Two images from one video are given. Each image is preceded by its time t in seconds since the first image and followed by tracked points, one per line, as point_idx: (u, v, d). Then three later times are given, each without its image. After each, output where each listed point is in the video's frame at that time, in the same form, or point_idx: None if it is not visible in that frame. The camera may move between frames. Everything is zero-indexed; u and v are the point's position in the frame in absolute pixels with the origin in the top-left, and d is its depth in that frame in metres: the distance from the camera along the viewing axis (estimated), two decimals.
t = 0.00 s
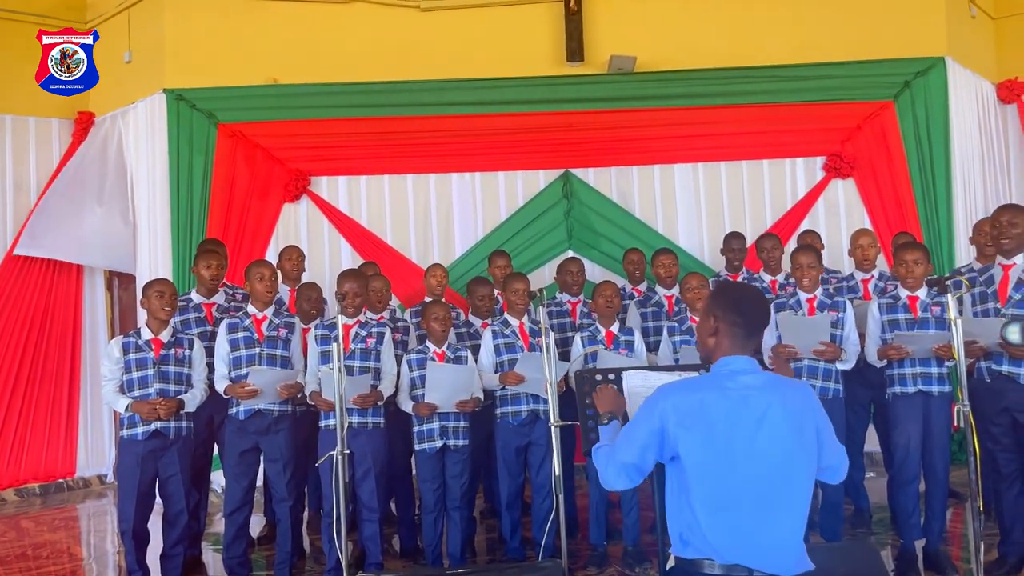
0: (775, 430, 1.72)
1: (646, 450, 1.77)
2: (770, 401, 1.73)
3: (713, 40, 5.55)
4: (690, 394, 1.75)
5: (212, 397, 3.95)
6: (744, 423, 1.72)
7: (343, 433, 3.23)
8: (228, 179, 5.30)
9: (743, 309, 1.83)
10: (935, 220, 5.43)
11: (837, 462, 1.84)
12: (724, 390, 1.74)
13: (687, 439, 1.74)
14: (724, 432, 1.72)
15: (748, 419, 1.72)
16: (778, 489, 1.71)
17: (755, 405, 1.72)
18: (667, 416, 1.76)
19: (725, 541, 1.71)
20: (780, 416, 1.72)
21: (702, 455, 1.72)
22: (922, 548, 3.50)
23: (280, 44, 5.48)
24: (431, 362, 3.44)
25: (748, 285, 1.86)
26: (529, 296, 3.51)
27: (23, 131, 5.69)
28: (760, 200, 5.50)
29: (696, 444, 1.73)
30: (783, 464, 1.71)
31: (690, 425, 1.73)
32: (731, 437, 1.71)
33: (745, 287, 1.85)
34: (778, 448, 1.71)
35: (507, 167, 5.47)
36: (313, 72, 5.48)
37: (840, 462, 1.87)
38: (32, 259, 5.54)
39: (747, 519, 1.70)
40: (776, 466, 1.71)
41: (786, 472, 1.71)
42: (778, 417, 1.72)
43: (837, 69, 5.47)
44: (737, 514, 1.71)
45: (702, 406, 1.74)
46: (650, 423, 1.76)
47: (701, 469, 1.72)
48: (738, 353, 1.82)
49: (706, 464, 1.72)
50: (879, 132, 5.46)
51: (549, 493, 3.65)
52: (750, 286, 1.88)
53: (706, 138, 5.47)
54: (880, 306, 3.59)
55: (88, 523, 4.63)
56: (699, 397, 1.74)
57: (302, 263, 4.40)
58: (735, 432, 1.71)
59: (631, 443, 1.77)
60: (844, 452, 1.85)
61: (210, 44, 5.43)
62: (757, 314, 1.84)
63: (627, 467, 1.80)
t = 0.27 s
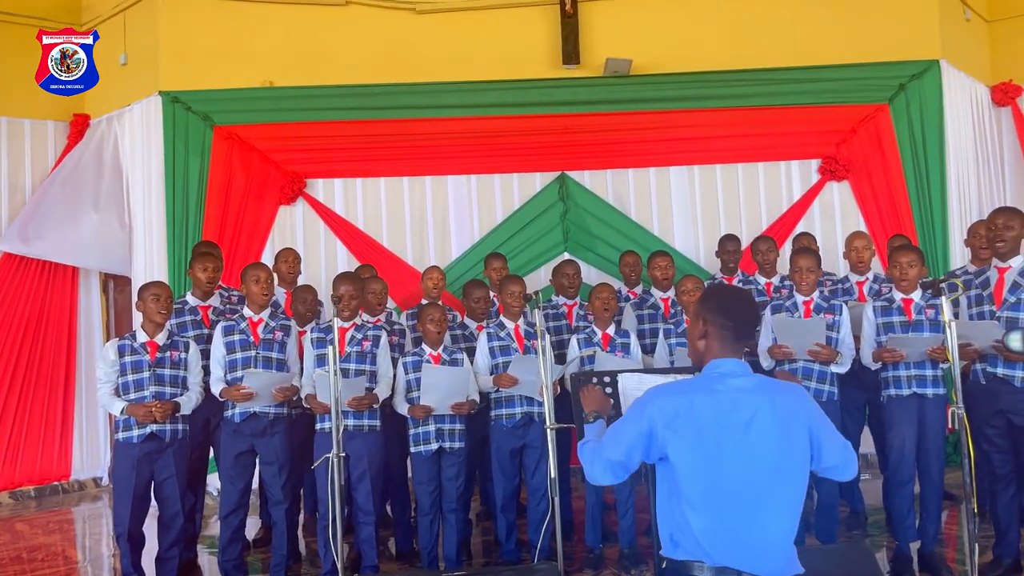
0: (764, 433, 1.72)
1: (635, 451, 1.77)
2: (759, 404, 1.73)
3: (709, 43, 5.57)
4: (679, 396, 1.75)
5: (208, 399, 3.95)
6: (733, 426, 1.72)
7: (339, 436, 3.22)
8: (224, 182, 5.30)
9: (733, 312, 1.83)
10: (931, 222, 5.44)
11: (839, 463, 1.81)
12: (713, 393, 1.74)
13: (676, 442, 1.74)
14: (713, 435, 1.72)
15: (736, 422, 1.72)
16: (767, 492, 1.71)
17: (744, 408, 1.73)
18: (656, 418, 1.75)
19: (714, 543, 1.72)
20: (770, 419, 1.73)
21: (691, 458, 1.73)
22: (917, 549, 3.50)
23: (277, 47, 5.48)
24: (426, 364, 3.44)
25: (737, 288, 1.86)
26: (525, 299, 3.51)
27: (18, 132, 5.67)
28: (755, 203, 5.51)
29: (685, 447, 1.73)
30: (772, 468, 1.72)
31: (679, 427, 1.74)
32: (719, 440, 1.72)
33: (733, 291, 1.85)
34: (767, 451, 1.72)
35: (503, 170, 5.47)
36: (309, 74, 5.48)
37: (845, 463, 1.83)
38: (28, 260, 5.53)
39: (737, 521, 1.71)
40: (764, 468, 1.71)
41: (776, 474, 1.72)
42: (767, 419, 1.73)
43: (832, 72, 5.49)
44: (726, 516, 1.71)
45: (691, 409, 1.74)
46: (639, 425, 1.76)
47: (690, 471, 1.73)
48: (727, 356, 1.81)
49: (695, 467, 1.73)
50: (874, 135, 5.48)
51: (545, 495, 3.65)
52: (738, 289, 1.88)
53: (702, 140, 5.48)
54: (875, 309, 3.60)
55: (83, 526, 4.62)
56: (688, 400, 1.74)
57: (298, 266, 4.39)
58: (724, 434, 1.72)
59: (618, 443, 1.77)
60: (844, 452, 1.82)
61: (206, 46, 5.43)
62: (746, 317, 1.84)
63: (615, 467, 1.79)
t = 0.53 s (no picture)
0: (749, 435, 1.73)
1: (621, 453, 1.78)
2: (744, 407, 1.74)
3: (704, 46, 5.58)
4: (664, 399, 1.76)
5: (202, 402, 3.94)
6: (718, 429, 1.73)
7: (333, 439, 3.22)
8: (219, 184, 5.30)
9: (715, 315, 1.84)
10: (925, 225, 5.45)
11: (823, 468, 1.83)
12: (698, 397, 1.75)
13: (661, 443, 1.74)
14: (699, 437, 1.72)
15: (721, 425, 1.73)
16: (751, 494, 1.71)
17: (729, 411, 1.73)
18: (641, 420, 1.76)
19: (699, 545, 1.71)
20: (754, 423, 1.73)
21: (676, 460, 1.72)
22: (911, 552, 3.50)
23: (273, 49, 5.48)
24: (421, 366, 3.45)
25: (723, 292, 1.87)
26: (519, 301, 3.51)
27: (13, 134, 5.65)
28: (750, 206, 5.53)
29: (670, 450, 1.73)
30: (756, 470, 1.72)
31: (664, 429, 1.74)
32: (704, 442, 1.72)
33: (719, 295, 1.87)
34: (751, 454, 1.72)
35: (498, 172, 5.48)
36: (305, 77, 5.48)
37: (825, 470, 1.84)
38: (22, 262, 5.52)
39: (722, 524, 1.70)
40: (748, 471, 1.71)
41: (760, 478, 1.72)
42: (752, 423, 1.73)
43: (826, 75, 5.50)
44: (711, 518, 1.70)
45: (676, 413, 1.74)
46: (624, 426, 1.76)
47: (675, 473, 1.73)
48: (710, 359, 1.82)
49: (680, 469, 1.72)
50: (868, 138, 5.50)
51: (540, 498, 3.65)
52: (724, 292, 1.89)
53: (697, 143, 5.48)
54: (869, 311, 3.61)
55: (77, 529, 4.61)
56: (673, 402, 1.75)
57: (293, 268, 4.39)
58: (708, 436, 1.72)
59: (605, 443, 1.78)
60: (826, 459, 1.83)
61: (201, 48, 5.42)
62: (731, 319, 1.85)
63: (599, 466, 1.79)
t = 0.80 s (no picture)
0: (730, 440, 1.73)
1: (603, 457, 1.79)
2: (725, 412, 1.74)
3: (698, 50, 5.60)
4: (645, 404, 1.77)
5: (195, 405, 3.93)
6: (699, 434, 1.73)
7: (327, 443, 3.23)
8: (213, 187, 5.29)
9: (703, 321, 1.85)
10: (917, 229, 5.48)
11: (812, 469, 1.82)
12: (679, 402, 1.75)
13: (642, 447, 1.75)
14: (679, 442, 1.73)
15: (702, 430, 1.73)
16: (733, 499, 1.72)
17: (710, 416, 1.73)
18: (622, 424, 1.78)
19: (681, 548, 1.72)
20: (735, 427, 1.74)
21: (656, 464, 1.73)
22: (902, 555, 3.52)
23: (267, 52, 5.48)
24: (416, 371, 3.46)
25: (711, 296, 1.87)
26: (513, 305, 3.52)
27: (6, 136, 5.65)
28: (744, 209, 5.54)
29: (651, 454, 1.74)
30: (738, 474, 1.72)
31: (645, 434, 1.75)
32: (684, 447, 1.72)
33: (707, 299, 1.87)
34: (732, 458, 1.72)
35: (493, 176, 5.48)
36: (299, 80, 5.48)
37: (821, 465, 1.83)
38: (15, 264, 5.51)
39: (703, 527, 1.71)
40: (730, 476, 1.72)
41: (742, 482, 1.72)
42: (733, 427, 1.73)
43: (819, 80, 5.52)
44: (692, 521, 1.71)
45: (656, 417, 1.75)
46: (606, 431, 1.78)
47: (656, 478, 1.74)
48: (696, 364, 1.84)
49: (661, 473, 1.73)
50: (861, 142, 5.52)
51: (533, 501, 3.65)
52: (712, 296, 1.89)
53: (691, 147, 5.50)
54: (862, 315, 3.62)
55: (70, 532, 4.59)
56: (653, 407, 1.76)
57: (287, 271, 4.38)
58: (689, 442, 1.72)
59: (587, 445, 1.80)
60: (819, 454, 1.83)
61: (196, 51, 5.42)
62: (718, 325, 1.86)
63: (582, 467, 1.82)
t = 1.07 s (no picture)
0: (711, 444, 1.74)
1: (586, 463, 1.80)
2: (706, 416, 1.75)
3: (691, 56, 5.62)
4: (628, 409, 1.78)
5: (187, 409, 3.92)
6: (680, 438, 1.74)
7: (319, 448, 3.24)
8: (206, 190, 5.28)
9: (686, 328, 1.86)
10: (908, 235, 5.51)
11: (796, 476, 1.82)
12: (661, 407, 1.76)
13: (624, 452, 1.76)
14: (661, 446, 1.74)
15: (683, 434, 1.74)
16: (714, 503, 1.73)
17: (692, 420, 1.75)
18: (606, 429, 1.78)
19: (662, 552, 1.73)
20: (716, 433, 1.75)
21: (638, 469, 1.74)
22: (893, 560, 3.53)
23: (260, 56, 5.48)
24: (409, 376, 3.45)
25: (694, 305, 1.90)
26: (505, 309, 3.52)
27: None
28: (736, 215, 5.56)
29: (633, 458, 1.75)
30: (719, 479, 1.73)
31: (627, 438, 1.76)
32: (666, 452, 1.74)
33: (690, 308, 1.89)
34: (713, 462, 1.74)
35: (485, 180, 5.49)
36: (292, 84, 5.48)
37: (803, 474, 1.83)
38: (5, 268, 5.49)
39: (685, 531, 1.72)
40: (711, 480, 1.73)
41: (723, 486, 1.74)
42: (714, 432, 1.75)
43: (811, 86, 5.55)
44: (674, 525, 1.72)
45: (639, 422, 1.76)
46: (588, 437, 1.79)
47: (638, 483, 1.74)
48: (679, 369, 1.84)
49: (643, 477, 1.74)
50: (852, 149, 5.54)
51: (525, 506, 3.66)
52: (695, 306, 1.91)
53: (683, 153, 5.52)
54: (852, 321, 3.64)
55: (60, 537, 4.57)
56: (636, 412, 1.77)
57: (278, 275, 4.37)
58: (671, 447, 1.74)
59: (571, 452, 1.79)
60: (803, 462, 1.83)
61: (188, 54, 5.41)
62: (701, 334, 1.88)
63: (565, 474, 1.81)
